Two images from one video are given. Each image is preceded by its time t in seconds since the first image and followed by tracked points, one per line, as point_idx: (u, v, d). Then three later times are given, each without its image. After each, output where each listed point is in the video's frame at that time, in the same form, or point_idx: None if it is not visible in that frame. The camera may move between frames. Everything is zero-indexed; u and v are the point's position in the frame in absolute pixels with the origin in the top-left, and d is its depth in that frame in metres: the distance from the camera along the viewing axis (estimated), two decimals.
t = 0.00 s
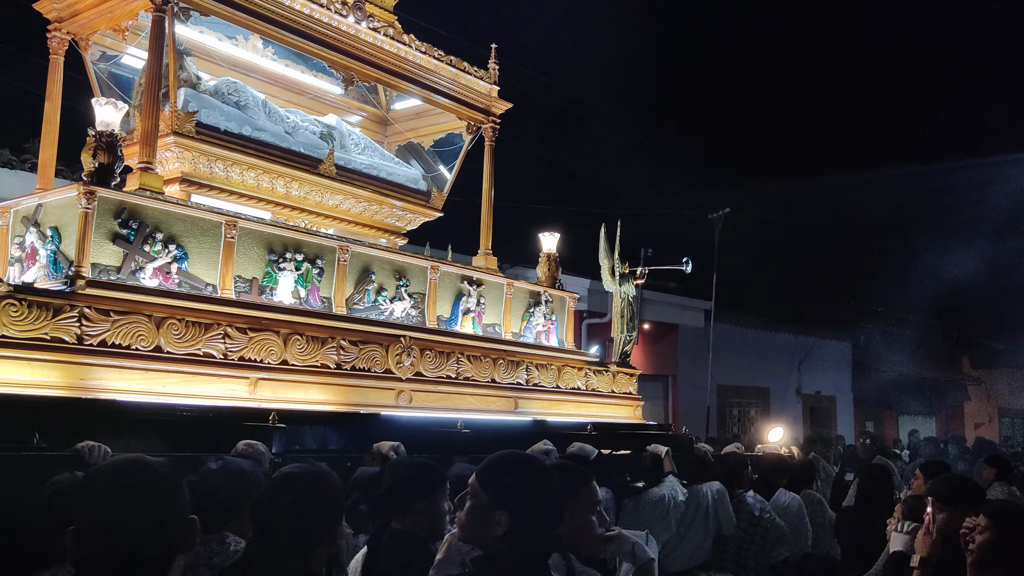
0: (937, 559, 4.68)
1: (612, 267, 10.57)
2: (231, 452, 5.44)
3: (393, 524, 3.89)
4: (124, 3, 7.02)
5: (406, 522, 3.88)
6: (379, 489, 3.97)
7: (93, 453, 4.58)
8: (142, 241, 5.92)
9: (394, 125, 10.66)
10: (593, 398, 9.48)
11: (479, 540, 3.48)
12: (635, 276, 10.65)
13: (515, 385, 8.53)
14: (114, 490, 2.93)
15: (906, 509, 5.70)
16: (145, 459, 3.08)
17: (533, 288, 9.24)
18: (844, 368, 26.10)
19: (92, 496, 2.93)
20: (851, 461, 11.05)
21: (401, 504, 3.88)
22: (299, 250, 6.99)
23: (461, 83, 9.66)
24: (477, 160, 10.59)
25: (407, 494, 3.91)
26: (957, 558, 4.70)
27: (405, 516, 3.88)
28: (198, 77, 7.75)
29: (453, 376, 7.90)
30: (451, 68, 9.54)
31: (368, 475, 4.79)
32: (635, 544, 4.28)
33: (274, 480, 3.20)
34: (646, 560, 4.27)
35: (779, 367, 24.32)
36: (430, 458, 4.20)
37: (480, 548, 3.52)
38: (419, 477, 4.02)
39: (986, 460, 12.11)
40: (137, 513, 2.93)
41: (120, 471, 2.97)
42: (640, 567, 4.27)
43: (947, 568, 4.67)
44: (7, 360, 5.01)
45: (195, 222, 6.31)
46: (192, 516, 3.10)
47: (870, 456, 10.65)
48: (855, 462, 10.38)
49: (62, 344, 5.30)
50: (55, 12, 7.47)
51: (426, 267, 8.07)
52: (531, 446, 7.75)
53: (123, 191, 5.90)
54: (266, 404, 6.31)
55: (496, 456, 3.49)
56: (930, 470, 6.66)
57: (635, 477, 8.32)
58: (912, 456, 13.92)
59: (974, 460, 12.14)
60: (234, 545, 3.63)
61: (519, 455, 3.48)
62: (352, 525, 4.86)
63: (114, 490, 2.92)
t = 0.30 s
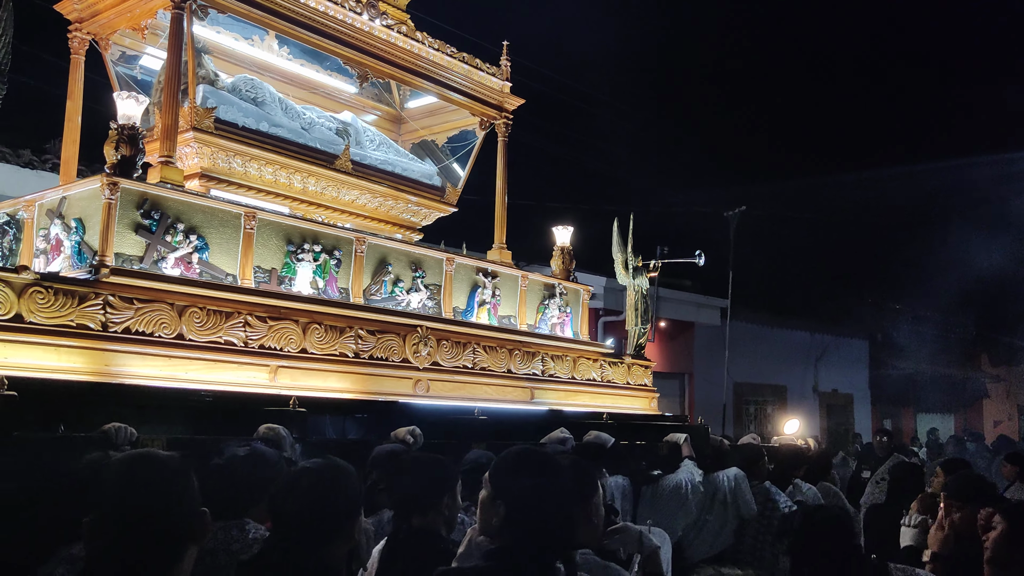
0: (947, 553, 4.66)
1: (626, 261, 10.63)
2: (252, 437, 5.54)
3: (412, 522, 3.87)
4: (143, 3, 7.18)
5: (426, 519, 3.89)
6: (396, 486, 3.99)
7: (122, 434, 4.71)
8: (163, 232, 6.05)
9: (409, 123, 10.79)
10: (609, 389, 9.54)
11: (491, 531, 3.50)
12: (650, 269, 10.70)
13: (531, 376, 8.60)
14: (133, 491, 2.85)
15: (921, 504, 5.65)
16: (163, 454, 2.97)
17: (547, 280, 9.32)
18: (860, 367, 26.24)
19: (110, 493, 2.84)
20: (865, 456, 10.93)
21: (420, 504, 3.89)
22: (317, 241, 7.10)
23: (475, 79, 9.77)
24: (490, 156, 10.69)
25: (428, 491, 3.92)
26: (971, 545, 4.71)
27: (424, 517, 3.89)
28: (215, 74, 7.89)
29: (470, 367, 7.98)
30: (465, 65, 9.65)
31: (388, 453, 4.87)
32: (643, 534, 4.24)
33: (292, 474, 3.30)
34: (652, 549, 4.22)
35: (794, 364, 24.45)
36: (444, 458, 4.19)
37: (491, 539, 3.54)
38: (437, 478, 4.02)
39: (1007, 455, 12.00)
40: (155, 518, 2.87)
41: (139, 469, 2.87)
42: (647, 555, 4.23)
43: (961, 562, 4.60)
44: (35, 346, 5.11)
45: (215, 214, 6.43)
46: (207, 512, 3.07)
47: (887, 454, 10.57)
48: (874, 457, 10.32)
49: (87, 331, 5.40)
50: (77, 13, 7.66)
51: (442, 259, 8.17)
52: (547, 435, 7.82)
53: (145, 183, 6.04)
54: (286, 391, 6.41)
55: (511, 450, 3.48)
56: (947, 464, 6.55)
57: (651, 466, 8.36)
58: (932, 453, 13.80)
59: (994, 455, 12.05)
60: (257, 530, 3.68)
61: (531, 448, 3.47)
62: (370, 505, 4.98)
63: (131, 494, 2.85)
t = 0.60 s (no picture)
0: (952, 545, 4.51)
1: (635, 260, 10.67)
2: (263, 432, 5.61)
3: (421, 515, 3.99)
4: (159, 2, 7.27)
5: (434, 513, 4.00)
6: (404, 481, 4.07)
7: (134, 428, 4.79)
8: (177, 229, 6.15)
9: (420, 122, 10.87)
10: (617, 387, 9.60)
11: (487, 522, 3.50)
12: (659, 268, 10.75)
13: (539, 373, 8.67)
14: (140, 484, 2.68)
15: (927, 497, 5.31)
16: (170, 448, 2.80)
17: (556, 278, 9.39)
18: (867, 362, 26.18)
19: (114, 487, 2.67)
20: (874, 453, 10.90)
21: (427, 497, 3.99)
22: (328, 239, 7.18)
23: (486, 79, 9.84)
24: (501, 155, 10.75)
25: (440, 482, 4.03)
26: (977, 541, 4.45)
27: (433, 508, 4.00)
28: (230, 73, 7.99)
29: (479, 364, 8.06)
30: (476, 65, 9.72)
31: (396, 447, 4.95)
32: (640, 523, 4.44)
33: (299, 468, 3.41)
34: (651, 537, 4.37)
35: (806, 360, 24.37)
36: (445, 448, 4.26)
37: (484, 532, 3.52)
38: (443, 471, 4.10)
39: (1020, 452, 11.97)
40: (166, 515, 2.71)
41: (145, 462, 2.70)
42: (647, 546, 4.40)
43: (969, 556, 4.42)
44: (50, 341, 5.20)
45: (228, 212, 6.52)
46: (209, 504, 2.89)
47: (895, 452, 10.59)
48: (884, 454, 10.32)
49: (103, 327, 5.50)
50: (93, 12, 7.76)
51: (452, 257, 8.24)
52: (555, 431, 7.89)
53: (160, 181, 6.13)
54: (297, 387, 6.49)
55: (513, 446, 3.48)
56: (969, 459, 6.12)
57: (659, 463, 8.40)
58: (946, 450, 13.74)
59: (1008, 450, 12.00)
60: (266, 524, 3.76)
61: (535, 444, 3.47)
62: (378, 499, 5.04)
63: (140, 485, 2.68)
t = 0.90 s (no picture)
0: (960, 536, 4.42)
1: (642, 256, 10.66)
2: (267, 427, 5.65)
3: (415, 507, 4.02)
4: (164, 2, 7.32)
5: (430, 505, 4.01)
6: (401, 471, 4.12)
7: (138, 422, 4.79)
8: (182, 226, 6.19)
9: (427, 119, 10.89)
10: (623, 383, 9.60)
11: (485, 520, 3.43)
12: (665, 263, 10.73)
13: (545, 369, 8.69)
14: (136, 476, 2.78)
15: (931, 489, 5.21)
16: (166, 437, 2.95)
17: (562, 274, 9.39)
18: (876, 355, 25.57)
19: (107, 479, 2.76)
20: (883, 448, 10.86)
21: (422, 490, 4.00)
22: (332, 236, 7.22)
23: (492, 76, 9.86)
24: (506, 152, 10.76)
25: (434, 475, 4.01)
26: (978, 533, 4.36)
27: (428, 499, 4.00)
28: (235, 71, 8.05)
29: (484, 360, 8.08)
30: (481, 62, 9.73)
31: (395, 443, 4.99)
32: (635, 513, 4.53)
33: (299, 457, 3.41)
34: (646, 528, 4.43)
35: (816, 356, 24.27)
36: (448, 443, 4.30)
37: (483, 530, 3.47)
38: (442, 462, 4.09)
39: None
40: (162, 508, 2.79)
41: (139, 452, 2.80)
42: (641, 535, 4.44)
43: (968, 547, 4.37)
44: (54, 338, 5.26)
45: (233, 209, 6.57)
46: (197, 505, 3.01)
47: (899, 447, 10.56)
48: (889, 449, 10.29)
49: (107, 324, 5.56)
50: (101, 11, 7.83)
51: (457, 253, 8.26)
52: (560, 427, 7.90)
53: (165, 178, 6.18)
54: (302, 383, 6.54)
55: (514, 440, 3.45)
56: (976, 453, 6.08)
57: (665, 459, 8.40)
58: (954, 444, 13.69)
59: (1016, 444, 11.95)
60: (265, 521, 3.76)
61: (536, 437, 3.44)
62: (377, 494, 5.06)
63: (135, 477, 2.77)
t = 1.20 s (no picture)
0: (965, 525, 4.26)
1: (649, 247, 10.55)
2: (258, 416, 5.60)
3: (402, 496, 3.86)
4: None
5: (417, 495, 3.86)
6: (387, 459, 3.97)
7: (130, 408, 4.51)
8: (174, 216, 6.16)
9: (430, 110, 10.83)
10: (628, 375, 9.51)
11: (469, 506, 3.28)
12: (671, 254, 10.61)
13: (548, 360, 8.62)
14: (114, 462, 2.70)
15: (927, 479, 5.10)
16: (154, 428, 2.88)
17: (565, 265, 9.31)
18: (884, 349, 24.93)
19: (87, 465, 2.68)
20: (889, 440, 10.69)
21: (407, 478, 3.86)
22: (328, 225, 7.17)
23: (495, 66, 9.78)
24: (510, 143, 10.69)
25: (419, 465, 3.85)
26: (975, 524, 4.09)
27: (414, 489, 3.85)
28: (232, 62, 8.02)
29: (484, 351, 8.01)
30: (484, 52, 9.65)
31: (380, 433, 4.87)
32: (627, 503, 4.29)
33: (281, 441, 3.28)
34: (637, 517, 4.29)
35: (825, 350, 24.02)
36: (444, 433, 4.13)
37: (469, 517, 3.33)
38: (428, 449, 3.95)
39: None
40: (143, 492, 2.72)
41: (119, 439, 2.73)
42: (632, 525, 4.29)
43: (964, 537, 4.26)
44: (42, 326, 5.24)
45: (227, 199, 6.54)
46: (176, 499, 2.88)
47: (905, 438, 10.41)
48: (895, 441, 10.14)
49: (97, 313, 5.54)
50: (99, 3, 7.82)
51: (456, 244, 8.20)
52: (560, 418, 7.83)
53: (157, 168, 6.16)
54: (297, 373, 6.49)
55: (503, 425, 3.30)
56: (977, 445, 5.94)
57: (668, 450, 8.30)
58: (964, 437, 13.49)
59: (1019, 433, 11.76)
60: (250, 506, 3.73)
61: (525, 424, 3.29)
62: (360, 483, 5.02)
63: (125, 467, 2.70)
